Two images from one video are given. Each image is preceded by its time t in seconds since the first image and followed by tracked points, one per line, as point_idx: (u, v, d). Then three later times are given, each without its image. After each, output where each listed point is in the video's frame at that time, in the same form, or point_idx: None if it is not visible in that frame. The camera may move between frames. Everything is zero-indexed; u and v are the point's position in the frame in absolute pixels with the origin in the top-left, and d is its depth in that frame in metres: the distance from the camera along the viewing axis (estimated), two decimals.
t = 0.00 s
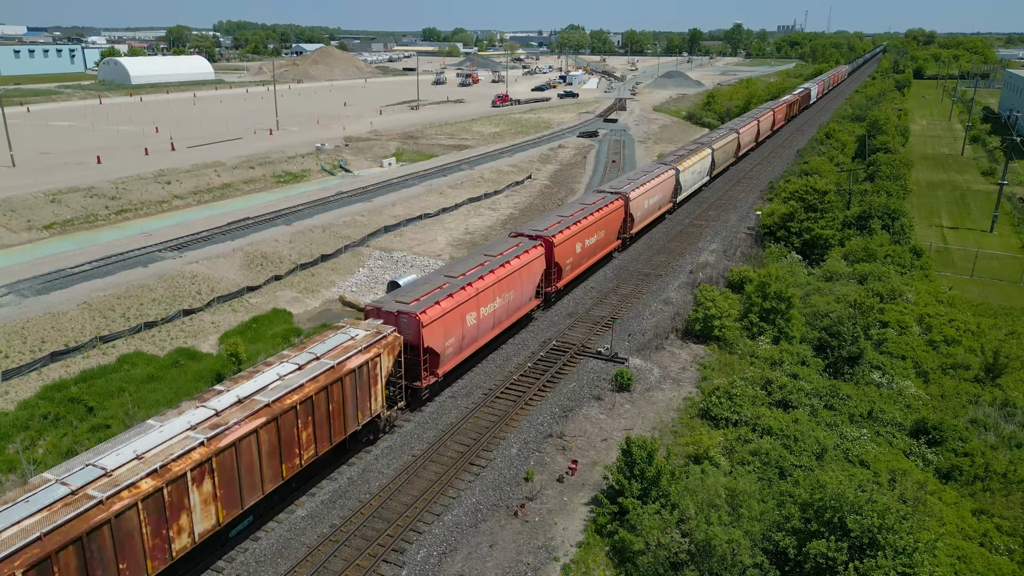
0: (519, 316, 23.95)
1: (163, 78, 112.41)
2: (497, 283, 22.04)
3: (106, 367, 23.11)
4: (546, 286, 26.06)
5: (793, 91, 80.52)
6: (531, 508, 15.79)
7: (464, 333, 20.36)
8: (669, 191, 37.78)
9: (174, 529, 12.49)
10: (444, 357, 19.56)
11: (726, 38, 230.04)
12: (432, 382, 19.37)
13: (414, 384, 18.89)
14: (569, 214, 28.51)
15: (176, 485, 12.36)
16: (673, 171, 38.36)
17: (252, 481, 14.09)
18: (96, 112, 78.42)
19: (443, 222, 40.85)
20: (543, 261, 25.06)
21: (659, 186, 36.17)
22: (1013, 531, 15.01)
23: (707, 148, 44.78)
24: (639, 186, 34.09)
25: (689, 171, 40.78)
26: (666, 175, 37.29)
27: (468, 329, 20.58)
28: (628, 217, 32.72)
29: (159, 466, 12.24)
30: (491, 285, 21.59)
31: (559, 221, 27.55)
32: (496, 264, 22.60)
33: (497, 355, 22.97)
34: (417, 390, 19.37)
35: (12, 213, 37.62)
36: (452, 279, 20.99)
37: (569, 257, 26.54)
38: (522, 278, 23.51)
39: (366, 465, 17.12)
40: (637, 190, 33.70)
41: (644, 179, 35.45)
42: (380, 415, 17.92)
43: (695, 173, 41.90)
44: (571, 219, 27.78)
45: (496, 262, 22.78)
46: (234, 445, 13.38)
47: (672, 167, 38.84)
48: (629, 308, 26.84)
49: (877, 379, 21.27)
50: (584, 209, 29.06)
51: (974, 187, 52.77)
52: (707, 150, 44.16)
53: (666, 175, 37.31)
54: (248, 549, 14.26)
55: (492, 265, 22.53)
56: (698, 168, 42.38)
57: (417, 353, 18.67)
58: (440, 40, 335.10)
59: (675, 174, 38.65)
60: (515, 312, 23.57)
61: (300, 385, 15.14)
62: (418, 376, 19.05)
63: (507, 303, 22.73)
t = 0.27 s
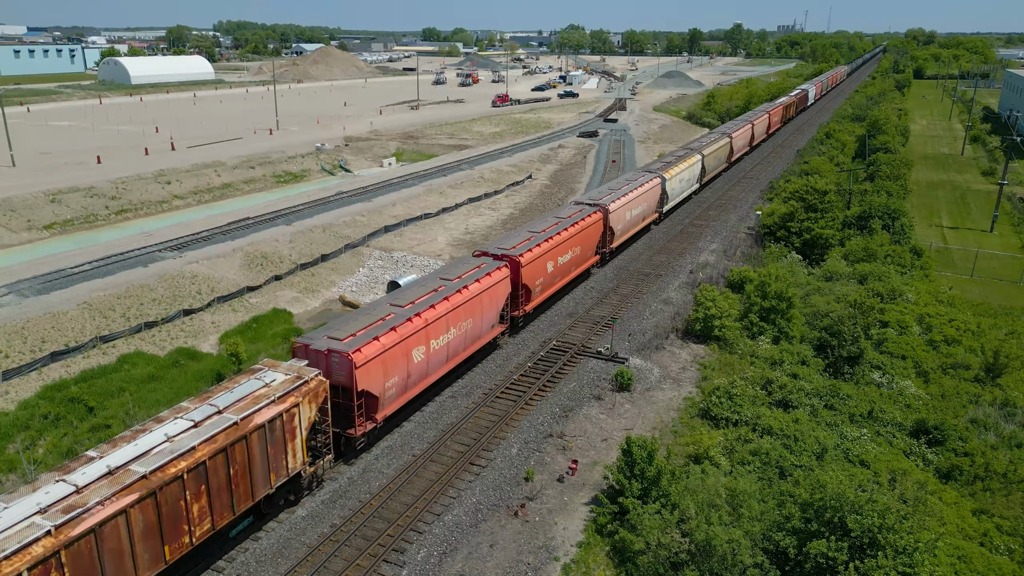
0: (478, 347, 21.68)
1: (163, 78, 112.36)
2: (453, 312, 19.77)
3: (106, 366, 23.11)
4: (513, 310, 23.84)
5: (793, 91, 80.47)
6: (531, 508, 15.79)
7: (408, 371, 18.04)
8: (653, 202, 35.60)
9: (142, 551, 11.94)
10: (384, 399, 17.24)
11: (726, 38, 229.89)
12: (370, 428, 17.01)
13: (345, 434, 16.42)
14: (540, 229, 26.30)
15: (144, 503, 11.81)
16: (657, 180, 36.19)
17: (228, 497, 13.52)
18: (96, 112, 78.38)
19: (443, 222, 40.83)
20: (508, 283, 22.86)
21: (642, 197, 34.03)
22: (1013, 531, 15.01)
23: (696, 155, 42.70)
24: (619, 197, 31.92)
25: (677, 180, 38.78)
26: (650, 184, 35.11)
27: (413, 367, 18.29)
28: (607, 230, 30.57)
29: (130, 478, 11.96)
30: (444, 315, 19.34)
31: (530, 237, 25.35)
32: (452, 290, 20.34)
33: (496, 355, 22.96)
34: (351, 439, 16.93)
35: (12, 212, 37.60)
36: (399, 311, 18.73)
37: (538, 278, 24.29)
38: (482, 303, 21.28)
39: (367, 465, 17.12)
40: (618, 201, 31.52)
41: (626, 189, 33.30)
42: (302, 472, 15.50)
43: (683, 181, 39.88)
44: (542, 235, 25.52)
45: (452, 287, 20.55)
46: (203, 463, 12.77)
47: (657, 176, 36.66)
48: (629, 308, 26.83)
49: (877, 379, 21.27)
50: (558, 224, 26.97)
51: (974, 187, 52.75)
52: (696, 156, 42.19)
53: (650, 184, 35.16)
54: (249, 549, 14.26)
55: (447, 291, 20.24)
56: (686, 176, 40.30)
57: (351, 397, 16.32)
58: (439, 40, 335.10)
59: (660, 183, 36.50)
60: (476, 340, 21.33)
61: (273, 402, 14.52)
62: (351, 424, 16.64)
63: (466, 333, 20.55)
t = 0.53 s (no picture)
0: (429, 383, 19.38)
1: (163, 78, 112.31)
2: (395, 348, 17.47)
3: (106, 366, 23.12)
4: (473, 339, 21.54)
5: (793, 91, 80.40)
6: (532, 508, 15.78)
7: (336, 421, 15.75)
8: (635, 214, 33.23)
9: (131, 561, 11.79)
10: (305, 455, 14.95)
11: (726, 37, 229.75)
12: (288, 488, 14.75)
13: (257, 498, 14.12)
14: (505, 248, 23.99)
15: (100, 533, 11.16)
16: (640, 191, 33.85)
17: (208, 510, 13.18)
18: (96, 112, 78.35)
19: (443, 222, 40.81)
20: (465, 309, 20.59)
21: (624, 208, 31.70)
22: (1014, 531, 15.01)
23: (685, 161, 40.64)
24: (598, 209, 29.59)
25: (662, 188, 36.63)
26: (631, 195, 32.77)
27: (344, 415, 16.01)
28: (583, 245, 28.26)
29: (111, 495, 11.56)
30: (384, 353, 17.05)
31: (316, 355, 16.06)
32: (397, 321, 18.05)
33: (497, 355, 22.95)
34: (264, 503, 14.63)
35: (12, 212, 37.58)
36: (327, 349, 16.36)
37: (500, 304, 21.95)
38: (432, 335, 18.96)
39: (367, 465, 17.13)
40: (596, 213, 29.17)
41: (605, 200, 31.00)
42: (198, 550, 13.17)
43: (670, 189, 37.70)
44: (507, 255, 23.24)
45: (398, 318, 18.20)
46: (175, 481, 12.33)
47: (640, 186, 34.34)
48: (629, 309, 26.82)
49: (877, 379, 21.27)
50: (528, 240, 24.81)
51: (974, 187, 52.72)
52: (684, 162, 40.06)
53: (632, 195, 32.84)
54: (249, 549, 14.25)
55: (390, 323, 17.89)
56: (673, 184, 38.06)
57: (262, 454, 14.05)
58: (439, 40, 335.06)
59: (643, 194, 34.18)
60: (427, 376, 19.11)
61: (199, 442, 13.03)
62: (264, 485, 14.39)
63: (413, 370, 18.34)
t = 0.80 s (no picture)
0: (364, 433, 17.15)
1: (163, 78, 112.31)
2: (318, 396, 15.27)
3: (106, 366, 23.12)
4: (421, 376, 19.31)
5: (793, 91, 80.36)
6: (532, 508, 15.78)
7: (241, 486, 13.50)
8: (613, 228, 30.89)
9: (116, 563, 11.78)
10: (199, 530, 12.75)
11: (726, 37, 229.77)
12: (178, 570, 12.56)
13: None
14: (465, 271, 21.76)
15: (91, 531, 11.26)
16: (620, 204, 31.56)
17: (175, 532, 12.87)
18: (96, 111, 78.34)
19: (443, 222, 40.80)
20: (410, 343, 18.37)
21: (601, 223, 29.38)
22: (1014, 531, 15.00)
23: (673, 168, 38.64)
24: (573, 224, 27.32)
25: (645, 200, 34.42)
26: (609, 208, 30.49)
27: (249, 480, 13.72)
28: (554, 263, 25.99)
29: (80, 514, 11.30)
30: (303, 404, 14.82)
31: (218, 409, 13.70)
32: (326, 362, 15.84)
33: (497, 355, 22.96)
34: None
35: (12, 212, 37.58)
36: (232, 400, 14.03)
37: (452, 336, 19.70)
38: (369, 377, 16.76)
39: (368, 465, 17.12)
40: (569, 228, 26.86)
41: (580, 214, 28.67)
42: None
43: (654, 200, 35.49)
44: (464, 279, 21.02)
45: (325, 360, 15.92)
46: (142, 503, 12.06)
47: (620, 198, 32.06)
48: (629, 309, 26.81)
49: (877, 379, 21.27)
50: (491, 261, 22.71)
51: (974, 187, 52.69)
52: (671, 170, 38.08)
53: (611, 209, 30.54)
54: (250, 549, 14.25)
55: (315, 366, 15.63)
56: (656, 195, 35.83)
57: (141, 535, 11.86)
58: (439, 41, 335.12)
59: (623, 206, 31.90)
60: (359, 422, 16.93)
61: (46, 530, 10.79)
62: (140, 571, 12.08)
63: (341, 419, 16.12)
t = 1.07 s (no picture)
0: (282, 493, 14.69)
1: (163, 78, 112.30)
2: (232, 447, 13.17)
3: (106, 366, 23.11)
4: (354, 423, 16.99)
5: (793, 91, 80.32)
6: (532, 508, 15.77)
7: None
8: (589, 245, 28.55)
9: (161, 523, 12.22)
10: None
11: (726, 37, 229.80)
12: None
13: None
14: (414, 298, 19.46)
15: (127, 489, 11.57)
16: (597, 218, 29.22)
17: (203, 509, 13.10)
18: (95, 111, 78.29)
19: (443, 222, 40.79)
20: (337, 388, 15.91)
21: (575, 239, 27.05)
22: (1014, 531, 15.00)
23: (659, 176, 36.54)
24: (543, 240, 25.01)
25: (626, 212, 32.05)
26: (585, 223, 28.16)
27: (117, 569, 11.17)
28: (520, 284, 23.72)
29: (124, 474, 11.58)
30: (210, 460, 12.70)
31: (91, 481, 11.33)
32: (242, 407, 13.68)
33: (497, 355, 22.94)
34: None
35: (13, 212, 37.58)
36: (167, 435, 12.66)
37: (394, 376, 17.39)
38: (285, 429, 14.41)
39: (368, 465, 17.13)
40: (538, 246, 24.53)
41: (552, 229, 26.30)
42: None
43: (635, 212, 33.12)
44: (413, 310, 18.73)
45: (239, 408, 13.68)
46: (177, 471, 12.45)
47: (598, 211, 29.73)
48: (629, 309, 26.81)
49: (877, 379, 21.27)
50: (445, 287, 20.34)
51: (975, 187, 52.66)
52: (657, 178, 36.02)
53: (586, 223, 28.21)
54: (250, 549, 14.25)
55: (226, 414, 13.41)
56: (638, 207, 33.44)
57: None
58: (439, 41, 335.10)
59: (600, 220, 29.55)
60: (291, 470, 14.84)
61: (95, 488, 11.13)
62: None
63: (263, 471, 13.97)
